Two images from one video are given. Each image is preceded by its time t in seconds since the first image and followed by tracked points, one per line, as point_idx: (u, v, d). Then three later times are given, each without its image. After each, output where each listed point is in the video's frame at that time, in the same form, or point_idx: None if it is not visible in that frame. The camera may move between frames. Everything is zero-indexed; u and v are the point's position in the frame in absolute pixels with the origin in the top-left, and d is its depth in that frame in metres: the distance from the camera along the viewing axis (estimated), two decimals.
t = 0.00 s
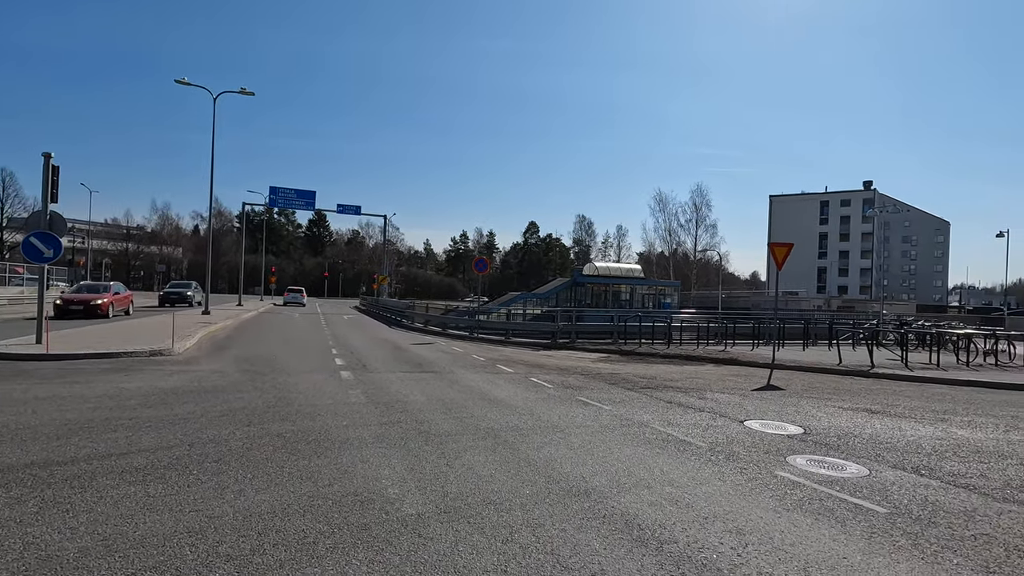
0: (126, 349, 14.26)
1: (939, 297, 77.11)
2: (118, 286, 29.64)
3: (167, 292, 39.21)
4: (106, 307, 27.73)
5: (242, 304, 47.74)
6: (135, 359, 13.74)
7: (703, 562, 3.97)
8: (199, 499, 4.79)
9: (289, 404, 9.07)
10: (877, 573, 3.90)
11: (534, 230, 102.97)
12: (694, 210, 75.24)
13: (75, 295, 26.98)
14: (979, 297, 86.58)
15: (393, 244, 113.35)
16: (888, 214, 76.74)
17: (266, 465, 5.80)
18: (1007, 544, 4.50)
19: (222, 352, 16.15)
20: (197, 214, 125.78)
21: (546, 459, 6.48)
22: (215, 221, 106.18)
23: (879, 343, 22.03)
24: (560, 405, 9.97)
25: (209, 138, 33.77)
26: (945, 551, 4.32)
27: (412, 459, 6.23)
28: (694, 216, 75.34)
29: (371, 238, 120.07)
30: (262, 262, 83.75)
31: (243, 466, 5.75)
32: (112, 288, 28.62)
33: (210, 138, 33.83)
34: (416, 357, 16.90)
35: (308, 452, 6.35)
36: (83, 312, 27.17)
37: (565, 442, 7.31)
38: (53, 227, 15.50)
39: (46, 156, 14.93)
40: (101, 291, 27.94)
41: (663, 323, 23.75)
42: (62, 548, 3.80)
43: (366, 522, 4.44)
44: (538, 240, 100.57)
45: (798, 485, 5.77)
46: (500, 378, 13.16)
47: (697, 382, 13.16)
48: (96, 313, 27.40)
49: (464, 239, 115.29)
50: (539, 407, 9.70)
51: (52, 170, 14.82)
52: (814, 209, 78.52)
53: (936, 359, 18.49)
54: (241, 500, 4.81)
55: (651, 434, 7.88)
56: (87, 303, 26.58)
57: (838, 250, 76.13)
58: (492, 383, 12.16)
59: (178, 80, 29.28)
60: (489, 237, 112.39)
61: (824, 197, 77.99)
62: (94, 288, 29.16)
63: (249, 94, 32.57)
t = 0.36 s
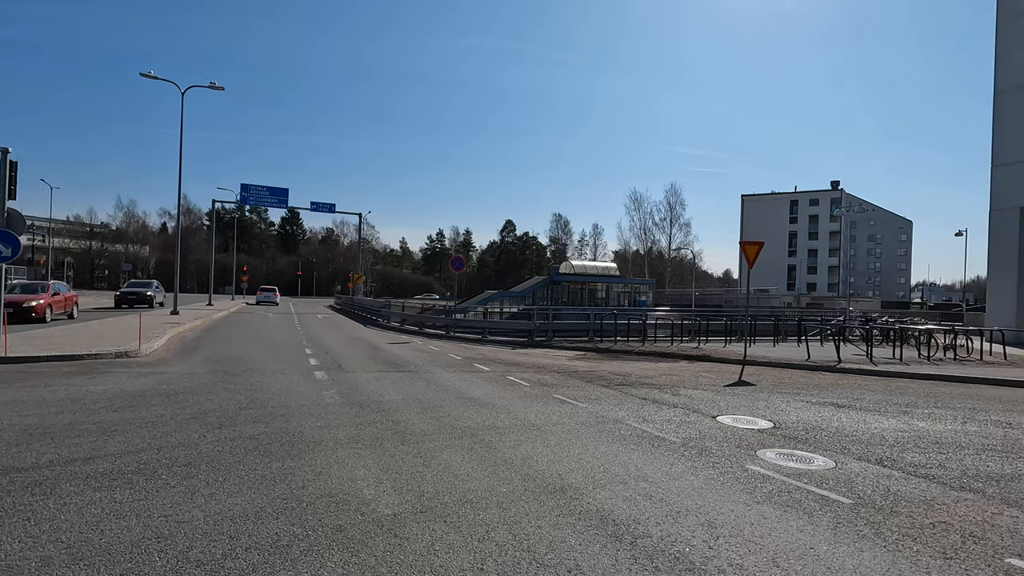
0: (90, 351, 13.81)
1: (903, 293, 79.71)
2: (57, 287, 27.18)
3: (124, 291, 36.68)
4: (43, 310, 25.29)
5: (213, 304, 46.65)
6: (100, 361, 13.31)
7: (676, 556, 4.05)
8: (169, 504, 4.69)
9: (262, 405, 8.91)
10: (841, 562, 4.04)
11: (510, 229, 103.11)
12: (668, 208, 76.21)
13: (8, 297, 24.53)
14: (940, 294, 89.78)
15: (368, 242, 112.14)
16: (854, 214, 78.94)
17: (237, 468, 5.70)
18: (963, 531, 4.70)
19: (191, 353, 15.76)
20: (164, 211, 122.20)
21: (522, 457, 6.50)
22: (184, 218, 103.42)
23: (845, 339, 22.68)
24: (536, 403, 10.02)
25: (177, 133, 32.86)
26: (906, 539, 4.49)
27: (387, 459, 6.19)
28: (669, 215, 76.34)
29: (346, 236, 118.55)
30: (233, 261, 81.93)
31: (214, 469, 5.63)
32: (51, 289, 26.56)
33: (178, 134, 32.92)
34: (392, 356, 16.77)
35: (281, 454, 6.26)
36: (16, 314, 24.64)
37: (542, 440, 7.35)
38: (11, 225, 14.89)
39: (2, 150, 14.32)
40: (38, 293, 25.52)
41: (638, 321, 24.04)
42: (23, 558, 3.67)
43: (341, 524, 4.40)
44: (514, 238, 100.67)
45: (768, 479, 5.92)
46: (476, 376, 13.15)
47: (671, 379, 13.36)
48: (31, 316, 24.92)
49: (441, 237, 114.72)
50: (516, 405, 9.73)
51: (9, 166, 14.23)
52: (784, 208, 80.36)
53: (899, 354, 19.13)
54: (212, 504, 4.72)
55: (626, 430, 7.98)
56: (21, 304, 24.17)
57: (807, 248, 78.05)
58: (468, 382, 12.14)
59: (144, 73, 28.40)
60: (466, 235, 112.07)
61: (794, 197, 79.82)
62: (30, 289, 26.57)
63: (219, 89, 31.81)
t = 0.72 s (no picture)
0: (69, 352, 13.56)
1: (882, 292, 81.10)
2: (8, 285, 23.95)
3: (91, 290, 34.24)
4: None
5: (195, 303, 45.97)
6: (79, 362, 13.07)
7: (659, 551, 4.10)
8: (150, 506, 4.64)
9: (245, 406, 8.83)
10: (820, 554, 4.13)
11: (496, 228, 103.03)
12: (654, 208, 76.72)
13: None
14: (918, 291, 91.59)
15: (353, 241, 111.30)
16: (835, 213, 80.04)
17: (220, 469, 5.65)
18: (937, 523, 4.82)
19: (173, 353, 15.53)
20: (144, 209, 120.08)
21: (508, 455, 6.52)
22: (164, 217, 101.70)
23: (826, 336, 23.05)
24: (522, 402, 10.05)
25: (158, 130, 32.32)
26: (883, 531, 4.59)
27: (372, 459, 6.17)
28: (654, 214, 76.87)
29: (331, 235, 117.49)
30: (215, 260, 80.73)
31: (197, 471, 5.58)
32: None
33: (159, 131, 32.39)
34: (378, 355, 16.70)
35: (265, 455, 6.21)
36: None
37: (527, 438, 7.37)
38: None
39: None
40: None
41: (623, 320, 24.18)
42: None
43: (326, 524, 4.39)
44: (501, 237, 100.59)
45: (749, 474, 6.01)
46: (462, 375, 13.15)
47: (656, 377, 13.47)
48: None
49: (427, 236, 114.20)
50: (502, 403, 9.75)
51: None
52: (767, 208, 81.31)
53: (878, 351, 19.50)
54: (195, 505, 4.68)
55: (611, 428, 8.04)
56: None
57: (790, 247, 79.09)
58: (454, 381, 12.13)
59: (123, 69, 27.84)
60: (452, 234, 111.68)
61: (777, 197, 80.81)
62: None
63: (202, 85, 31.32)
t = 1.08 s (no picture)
0: (45, 353, 13.28)
1: (862, 290, 82.55)
2: None
3: (53, 289, 31.26)
4: None
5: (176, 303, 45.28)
6: (55, 363, 12.81)
7: (641, 547, 4.15)
8: (128, 508, 4.58)
9: (226, 406, 8.74)
10: (797, 547, 4.21)
11: (482, 226, 103.04)
12: (638, 207, 77.20)
13: None
14: (897, 290, 93.41)
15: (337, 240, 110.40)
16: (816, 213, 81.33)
17: (200, 470, 5.58)
18: (910, 515, 4.94)
19: (152, 354, 15.27)
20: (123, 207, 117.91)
21: (492, 453, 6.54)
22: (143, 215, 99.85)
23: (806, 334, 23.43)
24: (507, 400, 10.07)
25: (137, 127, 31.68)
26: (858, 524, 4.70)
27: (356, 459, 6.15)
28: (639, 214, 77.39)
29: (314, 234, 116.39)
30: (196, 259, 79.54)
31: (176, 473, 5.50)
32: None
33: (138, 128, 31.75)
34: (362, 355, 16.61)
35: (247, 456, 6.15)
36: None
37: (512, 436, 7.41)
38: None
39: None
40: None
41: (608, 319, 24.32)
42: None
43: (308, 524, 4.37)
44: (486, 236, 100.47)
45: (730, 469, 6.10)
46: (447, 374, 13.15)
47: (640, 375, 13.60)
48: None
49: (412, 235, 113.69)
50: (487, 402, 9.76)
51: None
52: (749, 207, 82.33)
53: (857, 348, 19.85)
54: (174, 507, 4.63)
55: (595, 426, 8.11)
56: None
57: (772, 246, 80.14)
58: (439, 380, 12.12)
59: (100, 65, 27.22)
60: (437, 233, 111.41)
61: (760, 197, 81.81)
62: None
63: (183, 82, 30.76)
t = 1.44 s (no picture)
0: (19, 355, 12.98)
1: (842, 288, 83.93)
2: None
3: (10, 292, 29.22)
4: None
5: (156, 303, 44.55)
6: (31, 365, 12.53)
7: (623, 544, 4.18)
8: (106, 512, 4.49)
9: (207, 408, 8.62)
10: (777, 542, 4.28)
11: (468, 226, 102.90)
12: (624, 207, 77.63)
13: None
14: (876, 289, 95.12)
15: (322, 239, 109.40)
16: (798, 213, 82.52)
17: (179, 473, 5.50)
18: (887, 509, 5.05)
19: (131, 355, 15.00)
20: (101, 205, 115.62)
21: (477, 453, 6.54)
22: (122, 214, 98.02)
23: (788, 332, 23.78)
24: (492, 399, 10.07)
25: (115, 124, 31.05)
26: (836, 518, 4.79)
27: (339, 459, 6.10)
28: (624, 213, 77.89)
29: (298, 233, 115.23)
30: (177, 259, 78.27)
31: (155, 475, 5.41)
32: None
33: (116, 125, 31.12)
34: (346, 355, 16.49)
35: (229, 458, 6.08)
36: None
37: (496, 436, 7.41)
38: None
39: None
40: None
41: (593, 317, 24.44)
42: None
43: (290, 525, 4.34)
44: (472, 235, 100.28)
45: (713, 466, 6.17)
46: (432, 374, 13.12)
47: (624, 373, 13.69)
48: None
49: (397, 234, 113.16)
50: (472, 401, 9.76)
51: None
52: (733, 207, 83.28)
53: (837, 346, 20.19)
54: (154, 511, 4.55)
55: (580, 424, 8.15)
56: None
57: (755, 246, 81.18)
58: (424, 380, 12.09)
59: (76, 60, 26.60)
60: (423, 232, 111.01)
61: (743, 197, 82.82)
62: None
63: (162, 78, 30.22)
